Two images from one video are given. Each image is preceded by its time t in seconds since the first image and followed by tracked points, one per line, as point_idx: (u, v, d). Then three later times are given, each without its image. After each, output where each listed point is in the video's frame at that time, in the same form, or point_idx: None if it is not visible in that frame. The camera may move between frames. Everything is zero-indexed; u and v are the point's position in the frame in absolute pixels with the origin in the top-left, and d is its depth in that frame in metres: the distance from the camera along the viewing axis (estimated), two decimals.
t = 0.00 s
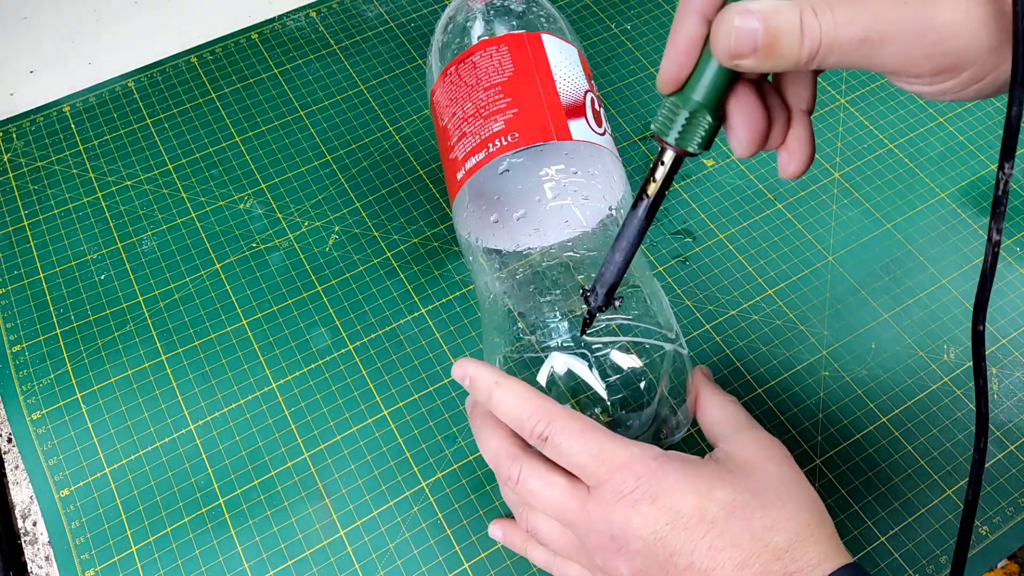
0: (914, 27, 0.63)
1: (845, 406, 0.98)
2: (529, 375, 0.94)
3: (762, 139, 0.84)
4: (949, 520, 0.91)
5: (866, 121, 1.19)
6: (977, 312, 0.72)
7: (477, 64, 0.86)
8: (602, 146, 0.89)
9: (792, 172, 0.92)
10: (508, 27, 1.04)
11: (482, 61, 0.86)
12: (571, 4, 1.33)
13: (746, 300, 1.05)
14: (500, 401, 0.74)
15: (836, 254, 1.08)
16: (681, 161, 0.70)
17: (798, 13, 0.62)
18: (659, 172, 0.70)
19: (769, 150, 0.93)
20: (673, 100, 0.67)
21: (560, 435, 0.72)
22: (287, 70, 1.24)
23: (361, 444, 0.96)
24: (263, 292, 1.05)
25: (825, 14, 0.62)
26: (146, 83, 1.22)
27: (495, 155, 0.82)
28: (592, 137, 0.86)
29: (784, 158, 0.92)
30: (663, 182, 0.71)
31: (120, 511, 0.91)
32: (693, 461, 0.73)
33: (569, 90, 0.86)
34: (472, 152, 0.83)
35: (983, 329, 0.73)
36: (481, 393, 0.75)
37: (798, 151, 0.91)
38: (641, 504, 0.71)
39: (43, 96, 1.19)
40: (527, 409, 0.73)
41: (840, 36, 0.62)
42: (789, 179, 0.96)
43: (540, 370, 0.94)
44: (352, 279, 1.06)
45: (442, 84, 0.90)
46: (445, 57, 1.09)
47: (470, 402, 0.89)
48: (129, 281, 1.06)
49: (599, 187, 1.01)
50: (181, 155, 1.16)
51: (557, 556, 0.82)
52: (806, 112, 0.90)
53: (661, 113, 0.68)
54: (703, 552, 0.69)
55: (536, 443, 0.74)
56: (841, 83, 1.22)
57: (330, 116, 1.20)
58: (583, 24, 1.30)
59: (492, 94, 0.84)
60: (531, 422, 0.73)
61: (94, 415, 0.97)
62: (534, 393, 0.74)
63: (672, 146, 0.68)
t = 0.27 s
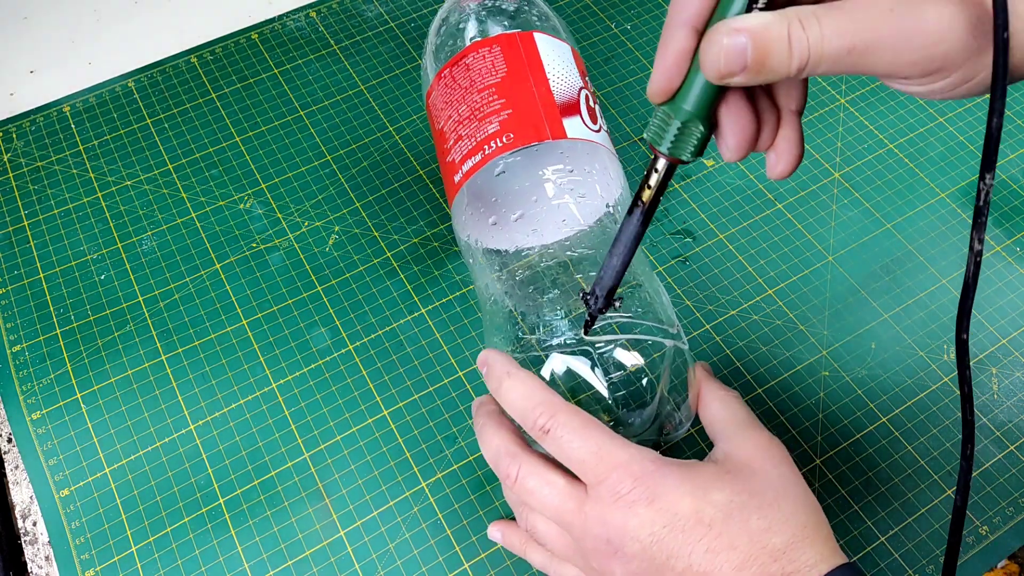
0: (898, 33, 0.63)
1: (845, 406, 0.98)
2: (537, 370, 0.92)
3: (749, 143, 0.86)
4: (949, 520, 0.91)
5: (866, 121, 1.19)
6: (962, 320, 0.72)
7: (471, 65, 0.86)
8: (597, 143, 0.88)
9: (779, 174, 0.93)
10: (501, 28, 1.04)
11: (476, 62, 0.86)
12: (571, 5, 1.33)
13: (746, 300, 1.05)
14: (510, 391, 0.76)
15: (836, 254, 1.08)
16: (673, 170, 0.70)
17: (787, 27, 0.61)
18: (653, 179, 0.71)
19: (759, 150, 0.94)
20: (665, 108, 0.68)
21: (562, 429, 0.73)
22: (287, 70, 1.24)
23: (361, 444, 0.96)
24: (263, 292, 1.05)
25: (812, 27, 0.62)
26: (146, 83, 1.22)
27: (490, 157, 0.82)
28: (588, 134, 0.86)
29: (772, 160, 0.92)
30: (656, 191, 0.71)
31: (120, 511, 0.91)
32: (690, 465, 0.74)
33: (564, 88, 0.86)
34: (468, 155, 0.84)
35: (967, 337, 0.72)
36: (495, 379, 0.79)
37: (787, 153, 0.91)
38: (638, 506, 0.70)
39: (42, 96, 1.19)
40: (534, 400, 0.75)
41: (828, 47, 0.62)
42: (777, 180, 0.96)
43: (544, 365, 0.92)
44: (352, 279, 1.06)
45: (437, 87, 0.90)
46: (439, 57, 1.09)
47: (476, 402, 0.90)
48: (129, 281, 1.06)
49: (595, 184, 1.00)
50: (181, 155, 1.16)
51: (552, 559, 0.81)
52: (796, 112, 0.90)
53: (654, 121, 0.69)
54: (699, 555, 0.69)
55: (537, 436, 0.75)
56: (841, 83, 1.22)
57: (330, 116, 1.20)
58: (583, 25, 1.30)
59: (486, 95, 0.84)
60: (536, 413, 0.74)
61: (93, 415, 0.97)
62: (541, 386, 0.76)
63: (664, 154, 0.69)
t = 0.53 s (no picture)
0: (897, 35, 0.63)
1: (846, 406, 0.98)
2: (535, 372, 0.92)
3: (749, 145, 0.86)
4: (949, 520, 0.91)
5: (866, 121, 1.19)
6: (965, 323, 0.71)
7: (471, 66, 0.86)
8: (597, 143, 0.88)
9: (776, 175, 0.93)
10: (501, 29, 1.04)
11: (476, 63, 0.86)
12: (571, 5, 1.33)
13: (746, 300, 1.05)
14: (508, 393, 0.77)
15: (836, 254, 1.08)
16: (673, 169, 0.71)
17: (787, 30, 0.61)
18: (652, 177, 0.71)
19: (757, 151, 0.94)
20: (665, 108, 0.69)
21: (558, 433, 0.73)
22: (287, 70, 1.24)
23: (361, 444, 0.96)
24: (263, 292, 1.05)
25: (812, 30, 0.62)
26: (146, 83, 1.22)
27: (491, 158, 0.82)
28: (588, 134, 0.86)
29: (769, 161, 0.92)
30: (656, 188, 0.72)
31: (120, 511, 0.91)
32: (683, 471, 0.74)
33: (564, 89, 0.86)
34: (469, 155, 0.83)
35: (971, 340, 0.72)
36: (495, 381, 0.79)
37: (784, 154, 0.91)
38: (630, 512, 0.70)
39: (42, 96, 1.19)
40: (532, 403, 0.75)
41: (828, 51, 0.62)
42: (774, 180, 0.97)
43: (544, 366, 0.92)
44: (352, 279, 1.06)
45: (438, 88, 0.90)
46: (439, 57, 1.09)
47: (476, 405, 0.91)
48: (129, 281, 1.06)
49: (596, 184, 1.01)
50: (181, 155, 1.16)
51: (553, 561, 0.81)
52: (797, 114, 0.90)
53: (654, 120, 0.69)
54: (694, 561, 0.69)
55: (534, 440, 0.75)
56: (841, 83, 1.22)
57: (330, 116, 1.20)
58: (583, 25, 1.31)
59: (486, 96, 0.84)
60: (533, 416, 0.75)
61: (94, 415, 0.97)
62: (540, 390, 0.76)
63: (664, 153, 0.69)
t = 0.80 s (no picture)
0: (892, 29, 0.63)
1: (846, 406, 0.98)
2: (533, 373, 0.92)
3: (744, 135, 0.87)
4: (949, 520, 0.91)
5: (866, 121, 1.19)
6: (958, 323, 0.72)
7: (468, 68, 0.86)
8: (595, 143, 0.88)
9: (770, 165, 0.94)
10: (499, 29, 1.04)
11: (473, 65, 0.86)
12: (571, 4, 1.33)
13: (746, 300, 1.05)
14: (504, 395, 0.77)
15: (836, 254, 1.08)
16: (670, 159, 0.71)
17: (783, 22, 0.62)
18: (648, 167, 0.72)
19: (753, 141, 0.94)
20: (663, 98, 0.69)
21: (554, 435, 0.73)
22: (287, 70, 1.24)
23: (361, 444, 0.96)
24: (263, 292, 1.05)
25: (808, 21, 0.62)
26: (146, 83, 1.22)
27: (488, 160, 0.82)
28: (585, 134, 0.86)
29: (764, 151, 0.93)
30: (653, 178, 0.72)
31: (120, 511, 0.91)
32: (678, 473, 0.74)
33: (561, 90, 0.86)
34: (466, 157, 0.84)
35: (961, 339, 0.73)
36: (491, 383, 0.79)
37: (780, 144, 0.91)
38: (626, 515, 0.70)
39: (43, 96, 1.19)
40: (528, 404, 0.75)
41: (824, 43, 0.63)
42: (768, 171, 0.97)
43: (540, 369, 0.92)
44: (352, 279, 1.06)
45: (435, 90, 0.90)
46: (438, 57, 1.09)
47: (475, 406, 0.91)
48: (129, 281, 1.06)
49: (594, 185, 1.01)
50: (181, 155, 1.16)
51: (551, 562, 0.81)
52: (795, 105, 0.90)
53: (651, 110, 0.70)
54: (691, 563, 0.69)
55: (530, 441, 0.75)
56: (841, 83, 1.22)
57: (330, 116, 1.20)
58: (584, 24, 1.31)
59: (483, 97, 0.84)
60: (529, 418, 0.75)
61: (94, 415, 0.97)
62: (536, 391, 0.76)
63: (660, 143, 0.69)
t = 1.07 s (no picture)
0: (875, 32, 0.63)
1: (846, 406, 0.98)
2: (534, 373, 0.92)
3: (734, 139, 0.87)
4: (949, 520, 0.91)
5: (866, 121, 1.19)
6: (946, 319, 0.73)
7: (470, 68, 0.86)
8: (598, 143, 0.88)
9: (760, 167, 0.93)
10: (501, 29, 1.04)
11: (475, 65, 0.86)
12: (571, 4, 1.33)
13: (746, 300, 1.05)
14: (506, 395, 0.77)
15: (836, 254, 1.08)
16: (663, 162, 0.70)
17: (768, 27, 0.62)
18: (643, 171, 0.71)
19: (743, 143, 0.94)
20: (653, 103, 0.69)
21: (555, 436, 0.73)
22: (287, 70, 1.24)
23: (361, 444, 0.96)
24: (263, 292, 1.05)
25: (791, 26, 0.63)
26: (146, 83, 1.22)
27: (491, 159, 0.82)
28: (588, 134, 0.86)
29: (753, 152, 0.93)
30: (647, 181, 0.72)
31: (120, 511, 0.91)
32: (679, 474, 0.74)
33: (564, 90, 0.86)
34: (468, 157, 0.83)
35: (951, 335, 0.73)
36: (493, 383, 0.79)
37: (769, 147, 0.92)
38: (628, 515, 0.70)
39: (43, 96, 1.19)
40: (530, 405, 0.75)
41: (807, 47, 0.63)
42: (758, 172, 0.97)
43: (542, 369, 0.92)
44: (352, 279, 1.06)
45: (437, 89, 0.90)
46: (439, 58, 1.09)
47: (476, 405, 0.91)
48: (129, 281, 1.06)
49: (598, 184, 1.00)
50: (181, 155, 1.16)
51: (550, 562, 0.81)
52: (785, 109, 0.91)
53: (642, 115, 0.69)
54: (692, 564, 0.69)
55: (531, 441, 0.75)
56: (841, 83, 1.22)
57: (330, 116, 1.20)
58: (583, 24, 1.31)
59: (486, 97, 0.84)
60: (531, 418, 0.75)
61: (93, 415, 0.97)
62: (538, 391, 0.76)
63: (653, 147, 0.68)
